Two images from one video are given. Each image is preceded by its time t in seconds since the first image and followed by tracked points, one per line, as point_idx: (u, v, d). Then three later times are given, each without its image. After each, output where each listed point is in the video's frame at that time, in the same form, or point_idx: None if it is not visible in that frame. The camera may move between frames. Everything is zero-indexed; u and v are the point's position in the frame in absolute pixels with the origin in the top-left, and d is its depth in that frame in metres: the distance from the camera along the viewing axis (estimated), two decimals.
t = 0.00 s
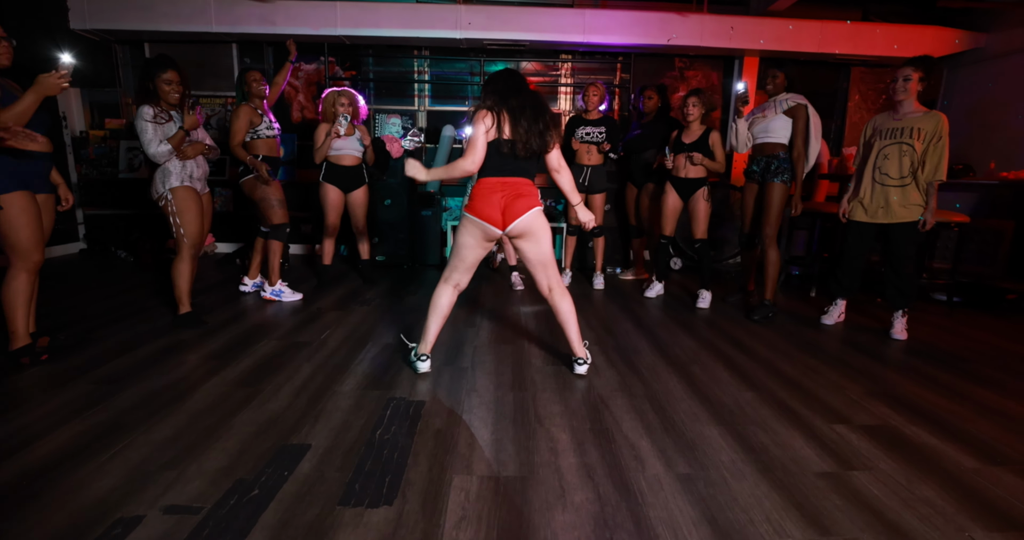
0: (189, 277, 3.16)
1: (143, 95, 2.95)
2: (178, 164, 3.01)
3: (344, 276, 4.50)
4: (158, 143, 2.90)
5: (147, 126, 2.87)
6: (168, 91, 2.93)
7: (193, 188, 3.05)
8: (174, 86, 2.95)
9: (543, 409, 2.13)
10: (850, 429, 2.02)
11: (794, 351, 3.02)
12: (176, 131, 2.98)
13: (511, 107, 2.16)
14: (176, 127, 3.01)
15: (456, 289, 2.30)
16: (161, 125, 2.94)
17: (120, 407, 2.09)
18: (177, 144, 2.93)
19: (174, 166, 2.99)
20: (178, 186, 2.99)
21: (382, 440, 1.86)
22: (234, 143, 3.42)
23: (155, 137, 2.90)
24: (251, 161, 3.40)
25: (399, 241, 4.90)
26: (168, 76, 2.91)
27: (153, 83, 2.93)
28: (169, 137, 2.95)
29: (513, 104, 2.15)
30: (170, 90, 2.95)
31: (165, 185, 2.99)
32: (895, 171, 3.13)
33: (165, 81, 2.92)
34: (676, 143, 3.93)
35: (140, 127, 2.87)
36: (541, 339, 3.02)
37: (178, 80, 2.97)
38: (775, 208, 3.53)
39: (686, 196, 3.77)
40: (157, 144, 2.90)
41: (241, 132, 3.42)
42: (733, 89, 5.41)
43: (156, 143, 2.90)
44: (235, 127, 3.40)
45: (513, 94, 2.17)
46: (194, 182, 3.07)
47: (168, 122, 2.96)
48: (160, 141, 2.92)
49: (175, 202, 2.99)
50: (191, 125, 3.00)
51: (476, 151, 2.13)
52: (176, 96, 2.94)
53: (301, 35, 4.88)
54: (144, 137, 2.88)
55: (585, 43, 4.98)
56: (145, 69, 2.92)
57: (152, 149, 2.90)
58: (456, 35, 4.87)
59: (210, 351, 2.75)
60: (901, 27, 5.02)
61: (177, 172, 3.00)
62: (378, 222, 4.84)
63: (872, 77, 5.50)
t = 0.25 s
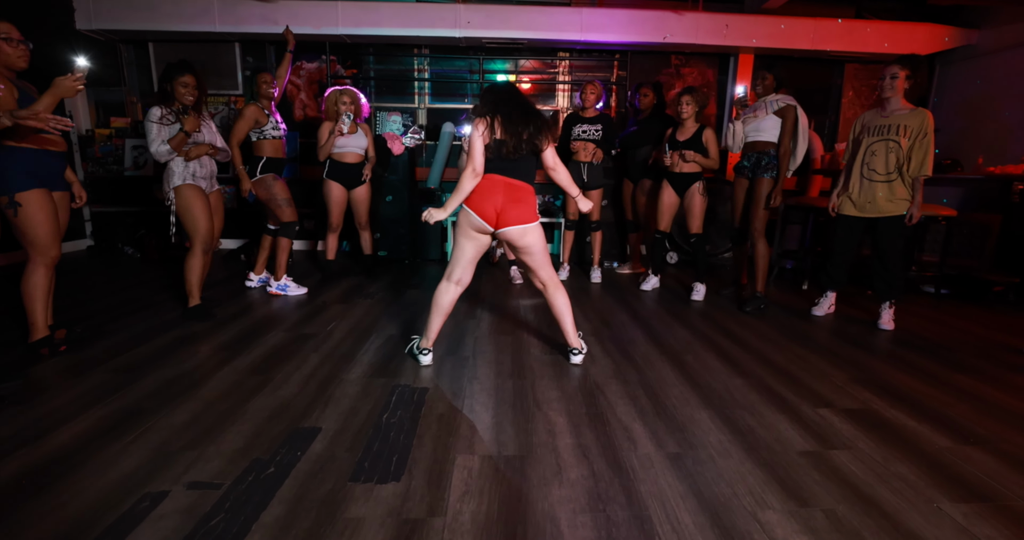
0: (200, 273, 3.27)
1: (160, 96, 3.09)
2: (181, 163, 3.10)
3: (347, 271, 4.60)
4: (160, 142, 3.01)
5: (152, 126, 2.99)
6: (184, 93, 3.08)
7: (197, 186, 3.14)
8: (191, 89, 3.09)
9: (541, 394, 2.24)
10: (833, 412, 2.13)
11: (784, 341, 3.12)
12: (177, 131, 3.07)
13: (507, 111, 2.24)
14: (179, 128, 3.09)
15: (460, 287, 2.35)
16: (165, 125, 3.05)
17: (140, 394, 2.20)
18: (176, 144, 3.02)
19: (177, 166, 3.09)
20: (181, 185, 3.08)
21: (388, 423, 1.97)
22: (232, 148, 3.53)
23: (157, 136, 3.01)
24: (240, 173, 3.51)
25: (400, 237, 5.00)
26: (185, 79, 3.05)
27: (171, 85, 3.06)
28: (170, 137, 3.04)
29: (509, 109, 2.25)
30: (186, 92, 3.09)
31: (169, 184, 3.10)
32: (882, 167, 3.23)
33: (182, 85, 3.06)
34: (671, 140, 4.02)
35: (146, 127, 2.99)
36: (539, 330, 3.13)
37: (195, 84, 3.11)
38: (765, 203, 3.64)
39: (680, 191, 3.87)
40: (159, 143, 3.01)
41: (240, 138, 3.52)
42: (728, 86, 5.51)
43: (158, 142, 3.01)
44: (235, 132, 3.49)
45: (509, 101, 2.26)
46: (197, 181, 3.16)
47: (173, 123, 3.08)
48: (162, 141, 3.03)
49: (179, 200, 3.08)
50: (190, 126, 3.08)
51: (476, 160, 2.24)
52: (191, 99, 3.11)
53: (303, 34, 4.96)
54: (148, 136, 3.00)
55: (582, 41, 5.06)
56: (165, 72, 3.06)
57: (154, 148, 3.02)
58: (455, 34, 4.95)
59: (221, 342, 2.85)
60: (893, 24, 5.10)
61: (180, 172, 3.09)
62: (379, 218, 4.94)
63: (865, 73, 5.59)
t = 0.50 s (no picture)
0: (204, 268, 3.34)
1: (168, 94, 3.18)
2: (189, 159, 3.16)
3: (348, 267, 4.68)
4: (167, 138, 3.08)
5: (159, 122, 3.06)
6: (191, 91, 3.14)
7: (203, 183, 3.21)
8: (198, 87, 3.16)
9: (537, 386, 2.32)
10: (819, 402, 2.20)
11: (776, 334, 3.20)
12: (184, 127, 3.12)
13: (501, 113, 2.31)
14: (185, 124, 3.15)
15: (463, 282, 2.46)
16: (172, 122, 3.11)
17: (150, 385, 2.27)
18: (183, 139, 3.08)
19: (184, 161, 3.15)
20: (188, 181, 3.15)
21: (390, 413, 2.05)
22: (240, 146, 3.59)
23: (165, 132, 3.08)
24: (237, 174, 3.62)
25: (400, 233, 5.07)
26: (194, 77, 3.12)
27: (178, 83, 3.14)
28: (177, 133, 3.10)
29: (503, 109, 2.32)
30: (194, 90, 3.15)
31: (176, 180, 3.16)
32: (873, 163, 3.29)
33: (189, 83, 3.12)
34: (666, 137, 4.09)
35: (153, 123, 3.06)
36: (536, 324, 3.20)
37: (202, 82, 3.18)
38: (757, 199, 3.71)
39: (675, 188, 3.93)
40: (166, 139, 3.08)
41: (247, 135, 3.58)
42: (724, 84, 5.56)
43: (165, 138, 3.07)
44: (241, 129, 3.55)
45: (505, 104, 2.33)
46: (203, 177, 3.22)
47: (180, 120, 3.14)
48: (170, 136, 3.09)
49: (184, 196, 3.15)
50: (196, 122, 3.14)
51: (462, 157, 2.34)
52: (198, 96, 3.16)
53: (303, 34, 5.02)
54: (155, 132, 3.07)
55: (580, 40, 5.11)
56: (173, 71, 3.14)
57: (161, 143, 3.08)
58: (454, 33, 5.00)
59: (227, 336, 2.93)
60: (887, 22, 5.14)
61: (187, 167, 3.15)
62: (380, 214, 5.02)
63: (860, 70, 5.64)
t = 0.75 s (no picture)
0: (205, 265, 3.38)
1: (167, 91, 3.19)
2: (191, 157, 3.19)
3: (347, 262, 4.72)
4: (170, 135, 3.11)
5: (162, 119, 3.09)
6: (190, 87, 3.15)
7: (206, 181, 3.25)
8: (196, 83, 3.17)
9: (535, 375, 2.38)
10: (808, 388, 2.28)
11: (767, 323, 3.28)
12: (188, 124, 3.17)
13: (496, 108, 2.38)
14: (189, 121, 3.21)
15: (456, 271, 2.47)
16: (175, 119, 3.15)
17: (157, 379, 2.33)
18: (187, 136, 3.13)
19: (187, 159, 3.18)
20: (190, 178, 3.18)
21: (393, 403, 2.11)
22: (238, 144, 3.61)
23: (168, 129, 3.11)
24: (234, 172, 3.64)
25: (398, 228, 5.11)
26: (192, 73, 3.13)
27: (176, 79, 3.15)
28: (181, 130, 3.14)
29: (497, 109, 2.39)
30: (192, 87, 3.17)
31: (179, 177, 3.19)
32: (861, 156, 3.35)
33: (186, 79, 3.13)
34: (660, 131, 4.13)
35: (156, 119, 3.08)
36: (534, 316, 3.27)
37: (200, 78, 3.19)
38: (749, 191, 3.76)
39: (669, 181, 3.99)
40: (169, 136, 3.11)
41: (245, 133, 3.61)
42: (718, 77, 5.61)
43: (168, 134, 3.10)
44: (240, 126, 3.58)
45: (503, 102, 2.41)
46: (205, 175, 3.25)
47: (183, 117, 3.18)
48: (172, 133, 3.12)
49: (186, 194, 3.18)
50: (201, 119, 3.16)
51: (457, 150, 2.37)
52: (197, 92, 3.18)
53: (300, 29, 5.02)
54: (158, 129, 3.09)
55: (575, 34, 5.14)
56: (170, 68, 3.15)
57: (164, 140, 3.11)
58: (450, 28, 5.02)
59: (229, 331, 2.97)
60: (877, 17, 5.21)
61: (190, 165, 3.18)
62: (378, 209, 5.05)
63: (852, 63, 5.70)
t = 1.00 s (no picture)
0: (207, 259, 3.42)
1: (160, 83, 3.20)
2: (191, 150, 3.22)
3: (347, 253, 4.76)
4: (169, 128, 3.12)
5: (160, 113, 3.10)
6: (183, 79, 3.16)
7: (205, 174, 3.27)
8: (190, 74, 3.18)
9: (534, 362, 2.44)
10: (800, 372, 2.34)
11: (762, 310, 3.33)
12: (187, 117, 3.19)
13: (498, 107, 2.39)
14: (187, 114, 3.23)
15: (455, 273, 2.49)
16: (173, 112, 3.16)
17: (164, 370, 2.37)
18: (186, 130, 3.15)
19: (186, 153, 3.20)
20: (190, 172, 3.20)
21: (395, 391, 2.16)
22: (234, 143, 3.63)
23: (166, 122, 3.12)
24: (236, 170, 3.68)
25: (397, 219, 5.13)
26: (185, 65, 3.15)
27: (170, 70, 3.15)
28: (179, 123, 3.16)
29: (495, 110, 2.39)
30: (186, 78, 3.18)
31: (179, 170, 3.20)
32: (857, 143, 3.40)
33: (180, 70, 3.14)
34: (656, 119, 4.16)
35: (154, 113, 3.09)
36: (532, 305, 3.31)
37: (193, 69, 3.20)
38: (748, 179, 3.81)
39: (665, 170, 4.02)
40: (168, 129, 3.12)
41: (242, 131, 3.63)
42: (715, 64, 5.62)
43: (167, 128, 3.12)
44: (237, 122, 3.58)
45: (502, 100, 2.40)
46: (205, 168, 3.29)
47: (180, 110, 3.19)
48: (170, 127, 3.14)
49: (190, 188, 3.21)
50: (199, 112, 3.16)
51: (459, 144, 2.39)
52: (191, 84, 3.20)
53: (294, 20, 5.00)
54: (156, 122, 3.10)
55: (570, 22, 5.13)
56: (162, 59, 3.15)
57: (162, 134, 3.12)
58: (445, 17, 5.00)
59: (232, 323, 3.02)
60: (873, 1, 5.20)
61: (190, 158, 3.21)
62: (376, 201, 5.06)
63: (847, 49, 5.71)
